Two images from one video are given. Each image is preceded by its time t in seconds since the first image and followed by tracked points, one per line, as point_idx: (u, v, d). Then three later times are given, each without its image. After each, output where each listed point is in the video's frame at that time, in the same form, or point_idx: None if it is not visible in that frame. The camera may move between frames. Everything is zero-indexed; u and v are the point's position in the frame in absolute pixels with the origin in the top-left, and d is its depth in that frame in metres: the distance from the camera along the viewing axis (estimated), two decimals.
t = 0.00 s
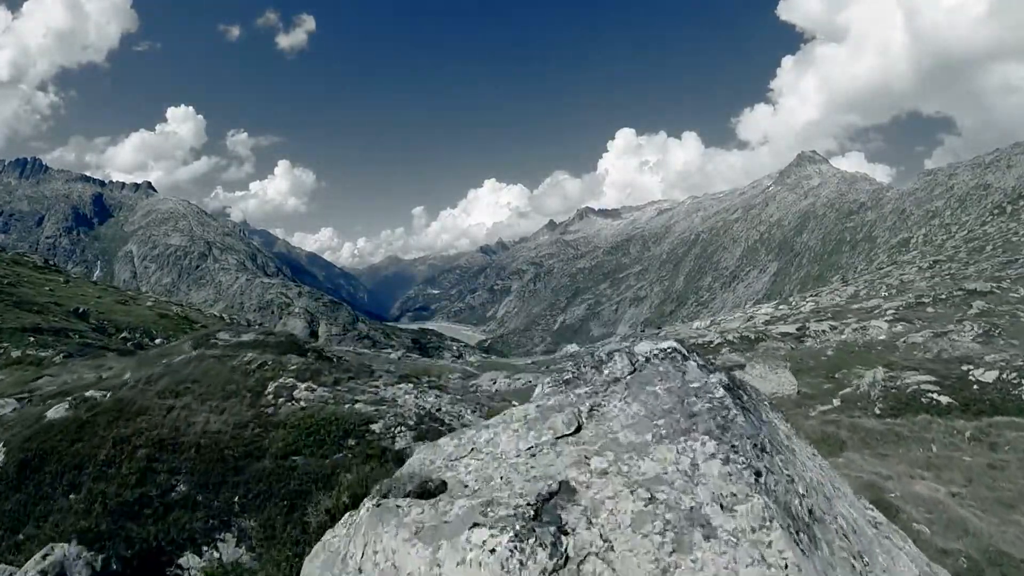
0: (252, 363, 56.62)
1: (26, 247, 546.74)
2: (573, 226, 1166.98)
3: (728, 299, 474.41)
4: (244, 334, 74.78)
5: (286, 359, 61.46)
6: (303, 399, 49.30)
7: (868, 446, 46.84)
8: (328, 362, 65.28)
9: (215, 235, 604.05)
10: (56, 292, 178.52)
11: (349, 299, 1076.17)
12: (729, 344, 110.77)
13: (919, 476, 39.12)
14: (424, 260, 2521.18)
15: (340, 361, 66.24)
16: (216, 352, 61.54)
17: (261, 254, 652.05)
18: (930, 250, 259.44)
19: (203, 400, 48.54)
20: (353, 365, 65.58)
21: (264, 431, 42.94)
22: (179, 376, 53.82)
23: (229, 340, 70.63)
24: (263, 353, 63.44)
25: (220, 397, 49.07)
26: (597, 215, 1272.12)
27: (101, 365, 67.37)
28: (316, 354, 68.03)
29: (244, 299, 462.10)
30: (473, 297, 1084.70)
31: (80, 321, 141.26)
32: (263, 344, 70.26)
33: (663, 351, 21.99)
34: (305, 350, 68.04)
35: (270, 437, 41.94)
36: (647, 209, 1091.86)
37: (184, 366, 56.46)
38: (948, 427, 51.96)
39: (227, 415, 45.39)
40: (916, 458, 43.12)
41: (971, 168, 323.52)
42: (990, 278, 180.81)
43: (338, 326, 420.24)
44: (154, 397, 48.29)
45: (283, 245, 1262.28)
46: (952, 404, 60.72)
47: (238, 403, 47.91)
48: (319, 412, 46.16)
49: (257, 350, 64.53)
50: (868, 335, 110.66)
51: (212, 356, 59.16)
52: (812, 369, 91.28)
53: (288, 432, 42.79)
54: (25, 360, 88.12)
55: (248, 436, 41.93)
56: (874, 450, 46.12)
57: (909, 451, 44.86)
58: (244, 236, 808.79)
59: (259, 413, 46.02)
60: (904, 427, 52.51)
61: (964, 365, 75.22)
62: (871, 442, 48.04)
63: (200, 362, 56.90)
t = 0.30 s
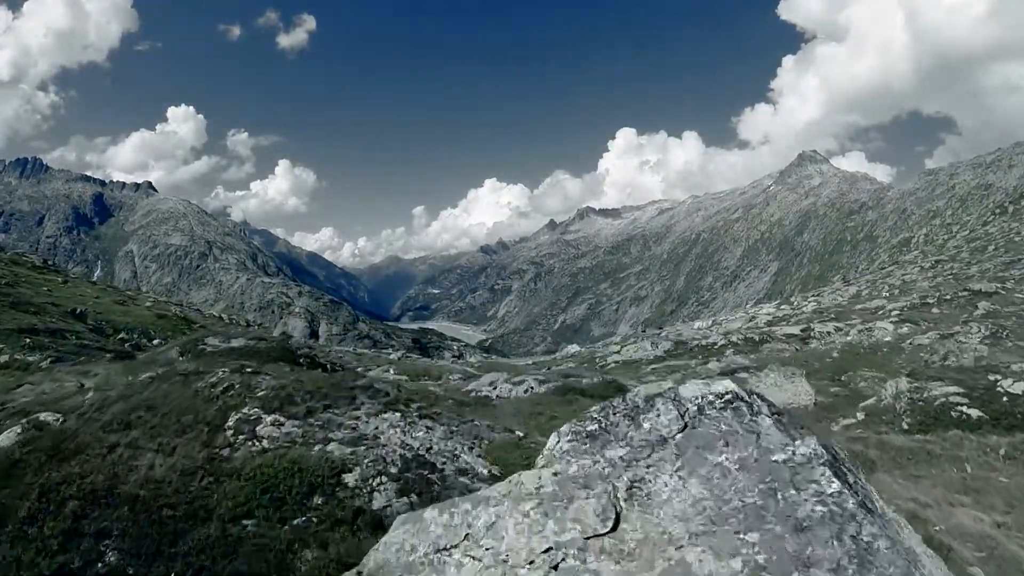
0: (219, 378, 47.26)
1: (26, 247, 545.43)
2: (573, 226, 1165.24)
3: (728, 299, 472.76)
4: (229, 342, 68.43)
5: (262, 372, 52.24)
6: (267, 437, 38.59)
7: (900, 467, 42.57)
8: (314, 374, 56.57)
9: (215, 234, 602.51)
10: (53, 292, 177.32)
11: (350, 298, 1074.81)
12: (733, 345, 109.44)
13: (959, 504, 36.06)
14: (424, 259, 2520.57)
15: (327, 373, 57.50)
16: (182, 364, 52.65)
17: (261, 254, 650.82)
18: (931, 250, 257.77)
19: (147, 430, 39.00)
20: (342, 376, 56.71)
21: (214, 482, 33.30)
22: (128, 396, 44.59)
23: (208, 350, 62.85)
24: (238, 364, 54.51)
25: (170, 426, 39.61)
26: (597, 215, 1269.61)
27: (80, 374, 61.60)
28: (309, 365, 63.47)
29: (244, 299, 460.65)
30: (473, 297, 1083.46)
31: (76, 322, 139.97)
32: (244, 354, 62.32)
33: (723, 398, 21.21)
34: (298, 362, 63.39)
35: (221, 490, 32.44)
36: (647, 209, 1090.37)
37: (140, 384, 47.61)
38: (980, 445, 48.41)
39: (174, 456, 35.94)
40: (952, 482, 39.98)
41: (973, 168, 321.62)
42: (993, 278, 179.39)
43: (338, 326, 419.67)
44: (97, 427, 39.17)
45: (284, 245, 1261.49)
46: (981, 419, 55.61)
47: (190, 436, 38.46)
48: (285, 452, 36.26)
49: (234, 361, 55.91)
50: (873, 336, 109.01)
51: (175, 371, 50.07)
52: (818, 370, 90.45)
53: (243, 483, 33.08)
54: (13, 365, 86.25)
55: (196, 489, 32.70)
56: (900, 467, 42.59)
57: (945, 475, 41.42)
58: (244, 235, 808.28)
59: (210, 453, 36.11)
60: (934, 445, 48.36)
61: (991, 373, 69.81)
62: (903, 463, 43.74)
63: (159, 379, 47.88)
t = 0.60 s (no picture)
0: (191, 401, 43.61)
1: (26, 246, 544.48)
2: (574, 225, 1164.75)
3: (729, 299, 471.92)
4: (223, 348, 65.90)
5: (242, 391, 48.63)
6: (226, 483, 33.91)
7: (928, 487, 37.69)
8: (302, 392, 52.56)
9: (216, 234, 601.92)
10: (51, 292, 176.23)
11: (350, 298, 1074.07)
12: (737, 348, 107.88)
13: (1001, 531, 31.81)
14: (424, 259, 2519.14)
15: (316, 389, 53.21)
16: (159, 381, 49.46)
17: (262, 254, 649.97)
18: (933, 250, 256.62)
19: (102, 472, 36.07)
20: (332, 393, 52.30)
21: (157, 545, 29.72)
22: (94, 425, 41.57)
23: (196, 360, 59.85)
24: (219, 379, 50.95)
25: (124, 467, 36.40)
26: (598, 214, 1268.40)
27: (68, 381, 59.79)
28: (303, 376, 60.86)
29: (244, 299, 460.02)
30: (473, 297, 1082.83)
31: (73, 322, 138.90)
32: (233, 366, 59.00)
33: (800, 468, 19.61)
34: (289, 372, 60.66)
35: (160, 559, 28.87)
36: (648, 209, 1090.00)
37: (110, 407, 44.32)
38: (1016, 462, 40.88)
39: (119, 507, 32.69)
40: (985, 502, 35.53)
41: (974, 168, 320.41)
42: (996, 278, 178.18)
43: (339, 326, 419.49)
44: (46, 469, 36.73)
45: (285, 245, 1261.27)
46: (1013, 433, 45.28)
47: (140, 478, 35.19)
48: (241, 504, 31.92)
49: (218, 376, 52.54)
50: (878, 338, 107.27)
51: (148, 391, 46.81)
52: (822, 373, 89.31)
53: (186, 551, 29.09)
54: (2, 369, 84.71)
55: (135, 554, 29.36)
56: (922, 475, 39.55)
57: (978, 494, 36.73)
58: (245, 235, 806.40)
59: (156, 506, 32.54)
60: (962, 462, 41.19)
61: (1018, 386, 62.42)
62: (929, 482, 38.56)
63: (128, 402, 44.71)
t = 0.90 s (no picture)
0: (142, 435, 34.73)
1: (26, 245, 543.54)
2: (574, 224, 1161.89)
3: (730, 299, 470.54)
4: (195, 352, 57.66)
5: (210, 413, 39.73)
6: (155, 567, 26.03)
7: (970, 516, 38.18)
8: (278, 414, 44.26)
9: (217, 234, 600.79)
10: (48, 292, 174.62)
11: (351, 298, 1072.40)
12: (741, 349, 106.52)
13: None
14: (425, 259, 2516.51)
15: (293, 408, 45.12)
16: (112, 403, 40.39)
17: (262, 254, 648.55)
18: (934, 250, 255.29)
19: (18, 542, 27.70)
20: (314, 414, 44.04)
21: None
22: (28, 465, 32.98)
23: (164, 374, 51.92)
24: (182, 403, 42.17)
25: (44, 535, 28.17)
26: (598, 214, 1265.13)
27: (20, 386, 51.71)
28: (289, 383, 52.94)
29: (244, 299, 458.59)
30: (473, 297, 1081.66)
31: (71, 323, 137.69)
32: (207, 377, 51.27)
33: None
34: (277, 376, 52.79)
35: None
36: (649, 208, 1087.00)
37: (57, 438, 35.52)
38: None
39: None
40: None
41: (976, 168, 318.27)
42: (999, 278, 176.63)
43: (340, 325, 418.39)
44: None
45: (286, 245, 1260.38)
46: None
47: (56, 552, 27.13)
48: None
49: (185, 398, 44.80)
50: (884, 340, 105.86)
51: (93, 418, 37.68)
52: (827, 376, 88.09)
53: None
54: None
55: None
56: (956, 500, 39.97)
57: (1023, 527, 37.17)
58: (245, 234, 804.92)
59: None
60: (1001, 486, 41.67)
61: None
62: (970, 511, 38.99)
63: (73, 435, 35.79)
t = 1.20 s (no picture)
0: (93, 474, 24.76)
1: (28, 245, 544.46)
2: (575, 223, 1161.81)
3: (731, 299, 469.32)
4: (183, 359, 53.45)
5: (185, 439, 29.66)
6: None
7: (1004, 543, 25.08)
8: (267, 433, 36.35)
9: (217, 233, 600.89)
10: (48, 293, 173.96)
11: (351, 298, 1072.54)
12: (745, 352, 105.36)
13: None
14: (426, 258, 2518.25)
15: (282, 424, 37.66)
16: (70, 429, 31.19)
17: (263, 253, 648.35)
18: (936, 250, 253.97)
19: None
20: (304, 432, 35.98)
21: None
22: None
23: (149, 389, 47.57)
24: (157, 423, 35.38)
25: None
26: (598, 213, 1265.39)
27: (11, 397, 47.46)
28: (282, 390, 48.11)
29: (244, 298, 457.71)
30: (474, 297, 1082.17)
31: (69, 324, 136.68)
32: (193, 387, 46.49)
33: None
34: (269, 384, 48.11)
35: None
36: (650, 208, 1086.77)
37: None
38: None
39: None
40: None
41: (977, 168, 316.61)
42: (1002, 279, 175.07)
43: (340, 325, 417.38)
44: None
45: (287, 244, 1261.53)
46: None
47: None
48: None
49: (165, 414, 39.69)
50: (889, 342, 104.47)
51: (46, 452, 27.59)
52: (830, 379, 86.89)
53: None
54: None
55: None
56: (999, 528, 26.66)
57: None
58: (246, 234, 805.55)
59: None
60: None
61: None
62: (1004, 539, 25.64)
63: (17, 472, 26.35)
